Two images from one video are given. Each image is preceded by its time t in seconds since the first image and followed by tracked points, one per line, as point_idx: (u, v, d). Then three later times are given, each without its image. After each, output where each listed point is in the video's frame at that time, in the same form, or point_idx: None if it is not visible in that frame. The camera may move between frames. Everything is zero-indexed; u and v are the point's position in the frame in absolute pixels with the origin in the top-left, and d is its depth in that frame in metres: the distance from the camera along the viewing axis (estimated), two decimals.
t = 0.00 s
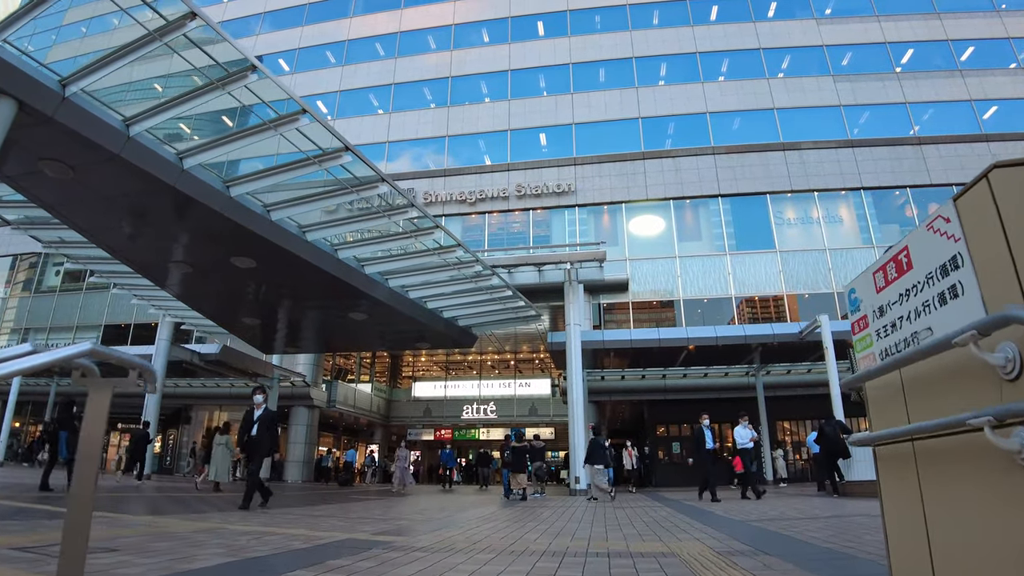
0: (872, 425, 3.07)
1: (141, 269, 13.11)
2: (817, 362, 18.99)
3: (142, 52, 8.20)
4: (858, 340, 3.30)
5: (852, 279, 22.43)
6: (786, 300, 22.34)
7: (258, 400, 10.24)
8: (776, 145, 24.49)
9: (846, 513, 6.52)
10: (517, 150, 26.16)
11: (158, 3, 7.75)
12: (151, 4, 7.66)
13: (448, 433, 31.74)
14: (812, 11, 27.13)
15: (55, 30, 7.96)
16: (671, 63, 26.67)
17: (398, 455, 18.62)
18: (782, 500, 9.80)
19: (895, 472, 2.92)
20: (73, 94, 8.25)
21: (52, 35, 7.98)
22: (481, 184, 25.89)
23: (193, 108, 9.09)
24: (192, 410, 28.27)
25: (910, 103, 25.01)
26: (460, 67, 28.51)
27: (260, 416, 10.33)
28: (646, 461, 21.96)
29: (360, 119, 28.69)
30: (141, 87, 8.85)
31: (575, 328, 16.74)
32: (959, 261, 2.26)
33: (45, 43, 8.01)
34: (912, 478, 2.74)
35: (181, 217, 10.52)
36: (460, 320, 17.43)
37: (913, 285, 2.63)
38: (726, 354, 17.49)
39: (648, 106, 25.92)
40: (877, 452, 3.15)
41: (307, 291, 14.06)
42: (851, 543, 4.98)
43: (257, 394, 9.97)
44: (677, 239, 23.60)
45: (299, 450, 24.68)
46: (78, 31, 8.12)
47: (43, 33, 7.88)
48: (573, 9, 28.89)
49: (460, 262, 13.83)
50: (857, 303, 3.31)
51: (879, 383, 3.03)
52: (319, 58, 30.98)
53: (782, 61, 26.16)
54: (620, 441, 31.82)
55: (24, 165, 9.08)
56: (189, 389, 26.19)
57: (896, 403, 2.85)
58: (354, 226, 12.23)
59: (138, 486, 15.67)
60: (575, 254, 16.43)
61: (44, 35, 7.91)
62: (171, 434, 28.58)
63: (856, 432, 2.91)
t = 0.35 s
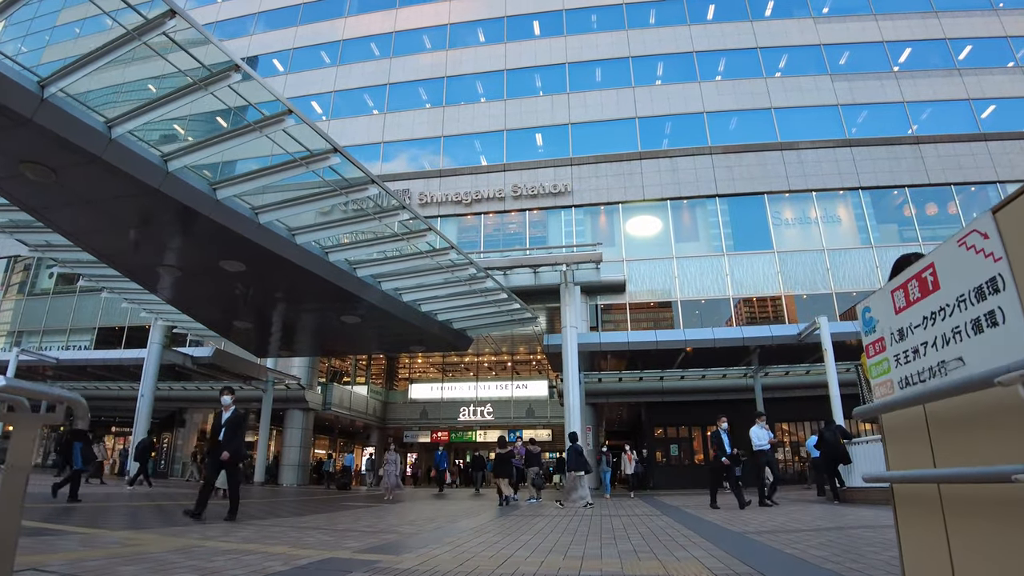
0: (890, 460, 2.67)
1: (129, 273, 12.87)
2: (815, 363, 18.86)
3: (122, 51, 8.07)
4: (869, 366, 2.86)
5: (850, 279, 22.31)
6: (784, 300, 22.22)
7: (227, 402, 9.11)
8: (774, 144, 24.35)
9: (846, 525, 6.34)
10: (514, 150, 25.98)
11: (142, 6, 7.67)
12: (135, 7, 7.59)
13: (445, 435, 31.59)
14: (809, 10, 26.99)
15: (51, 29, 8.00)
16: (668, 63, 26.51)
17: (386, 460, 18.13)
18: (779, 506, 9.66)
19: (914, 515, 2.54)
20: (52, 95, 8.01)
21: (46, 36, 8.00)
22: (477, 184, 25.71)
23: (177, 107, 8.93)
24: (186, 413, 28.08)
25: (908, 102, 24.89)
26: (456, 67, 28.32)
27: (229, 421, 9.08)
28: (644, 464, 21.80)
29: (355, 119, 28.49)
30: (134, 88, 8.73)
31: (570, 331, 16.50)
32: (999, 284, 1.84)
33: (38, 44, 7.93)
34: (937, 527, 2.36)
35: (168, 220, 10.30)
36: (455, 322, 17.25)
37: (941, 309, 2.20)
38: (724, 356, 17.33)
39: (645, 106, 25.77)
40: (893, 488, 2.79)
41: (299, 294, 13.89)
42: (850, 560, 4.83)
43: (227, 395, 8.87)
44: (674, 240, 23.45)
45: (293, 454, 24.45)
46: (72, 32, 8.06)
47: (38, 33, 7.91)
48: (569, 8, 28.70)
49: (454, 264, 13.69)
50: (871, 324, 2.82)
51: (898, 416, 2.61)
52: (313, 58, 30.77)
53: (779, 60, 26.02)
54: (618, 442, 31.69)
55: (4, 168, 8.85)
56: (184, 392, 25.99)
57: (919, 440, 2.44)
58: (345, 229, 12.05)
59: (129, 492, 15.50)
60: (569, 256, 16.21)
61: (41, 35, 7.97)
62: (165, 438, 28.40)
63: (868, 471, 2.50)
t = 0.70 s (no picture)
0: (932, 481, 2.29)
1: (124, 272, 12.73)
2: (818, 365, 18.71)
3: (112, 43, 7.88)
4: (910, 377, 2.29)
5: (853, 279, 22.15)
6: (786, 301, 22.05)
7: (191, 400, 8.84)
8: (777, 144, 24.18)
9: (857, 534, 6.15)
10: (515, 149, 25.81)
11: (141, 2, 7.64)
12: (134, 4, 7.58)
13: (445, 436, 31.44)
14: (813, 9, 26.81)
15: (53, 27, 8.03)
16: (671, 62, 26.32)
17: (382, 463, 17.83)
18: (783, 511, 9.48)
19: (963, 544, 2.18)
20: (41, 88, 7.84)
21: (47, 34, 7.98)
22: (477, 183, 25.54)
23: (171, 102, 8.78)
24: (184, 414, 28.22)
25: (912, 102, 24.71)
26: (457, 65, 28.16)
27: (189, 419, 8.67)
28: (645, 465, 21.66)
29: (355, 118, 28.35)
30: (135, 83, 8.65)
31: (571, 331, 16.28)
32: None
33: (36, 42, 7.76)
34: (993, 558, 1.99)
35: (161, 217, 10.12)
36: (455, 322, 17.10)
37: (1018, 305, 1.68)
38: (727, 357, 17.15)
39: (647, 105, 25.59)
40: (938, 513, 2.36)
41: (296, 293, 13.75)
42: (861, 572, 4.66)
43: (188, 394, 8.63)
44: (676, 239, 23.27)
45: (292, 454, 24.31)
46: (72, 29, 7.94)
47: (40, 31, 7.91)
48: (571, 7, 28.52)
49: (454, 263, 13.53)
50: (911, 329, 2.27)
51: (949, 432, 2.20)
52: (314, 56, 30.63)
53: (782, 59, 25.83)
54: (619, 443, 31.53)
55: None
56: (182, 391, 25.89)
57: (975, 462, 2.06)
58: (343, 227, 11.91)
59: (125, 494, 15.37)
60: (570, 256, 15.99)
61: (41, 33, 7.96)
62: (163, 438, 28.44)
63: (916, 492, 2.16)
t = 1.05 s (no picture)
0: (965, 514, 2.06)
1: (114, 272, 12.53)
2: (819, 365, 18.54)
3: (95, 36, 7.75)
4: (938, 388, 2.12)
5: (853, 279, 21.99)
6: (786, 300, 21.89)
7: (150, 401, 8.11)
8: (777, 143, 24.00)
9: (861, 542, 5.98)
10: (513, 148, 25.63)
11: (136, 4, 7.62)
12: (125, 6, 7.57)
13: (443, 436, 31.27)
14: (813, 7, 26.64)
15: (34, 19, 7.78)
16: (671, 60, 26.14)
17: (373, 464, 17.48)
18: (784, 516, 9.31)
19: None
20: (23, 83, 7.64)
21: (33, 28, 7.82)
22: (476, 182, 25.37)
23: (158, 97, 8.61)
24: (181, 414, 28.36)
25: (914, 101, 24.54)
26: (455, 64, 28.00)
27: (134, 422, 8.03)
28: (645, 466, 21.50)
29: (353, 116, 28.17)
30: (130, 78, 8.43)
31: (569, 331, 16.04)
32: None
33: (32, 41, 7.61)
34: None
35: (149, 215, 9.92)
36: (451, 323, 16.96)
37: None
38: (727, 357, 16.97)
39: (647, 103, 25.40)
40: (971, 551, 2.07)
41: (288, 293, 13.59)
42: None
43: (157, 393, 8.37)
44: (676, 239, 23.09)
45: (290, 456, 24.16)
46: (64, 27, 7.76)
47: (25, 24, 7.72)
48: (570, 5, 28.33)
49: (449, 263, 13.39)
50: (939, 334, 2.11)
51: (979, 456, 2.01)
52: (311, 55, 30.45)
53: (783, 58, 25.65)
54: (619, 443, 31.35)
55: None
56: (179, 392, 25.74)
57: (1012, 493, 1.87)
58: (336, 226, 11.75)
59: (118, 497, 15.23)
60: (567, 255, 15.76)
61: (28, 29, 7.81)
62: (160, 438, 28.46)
63: (940, 525, 2.03)
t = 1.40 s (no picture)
0: None
1: (101, 275, 12.28)
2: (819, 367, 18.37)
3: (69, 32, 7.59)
4: (992, 432, 1.94)
5: (853, 279, 21.84)
6: (785, 301, 21.72)
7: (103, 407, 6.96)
8: (776, 141, 23.81)
9: (863, 556, 5.81)
10: (510, 147, 25.42)
11: (122, 8, 7.57)
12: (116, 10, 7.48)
13: (440, 438, 31.03)
14: (812, 5, 26.46)
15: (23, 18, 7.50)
16: (669, 58, 25.95)
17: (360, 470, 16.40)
18: (784, 523, 9.15)
19: None
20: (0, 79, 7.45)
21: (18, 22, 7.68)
22: (473, 182, 25.16)
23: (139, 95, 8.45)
24: (176, 416, 27.97)
25: (913, 99, 24.37)
26: (452, 63, 27.79)
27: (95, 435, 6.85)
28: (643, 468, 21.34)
29: (349, 116, 27.95)
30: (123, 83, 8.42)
31: (567, 333, 15.88)
32: None
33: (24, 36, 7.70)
34: None
35: (134, 216, 9.69)
36: (447, 325, 16.79)
37: None
38: (726, 359, 16.81)
39: (645, 102, 25.20)
40: None
41: (280, 296, 13.39)
42: None
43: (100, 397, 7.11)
44: (674, 239, 22.90)
45: (285, 459, 23.96)
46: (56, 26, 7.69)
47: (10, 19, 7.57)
48: (567, 3, 28.10)
49: (444, 264, 13.21)
50: (992, 369, 1.91)
51: None
52: (307, 54, 30.23)
53: (782, 56, 25.48)
54: (618, 444, 31.17)
55: None
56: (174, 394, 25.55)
57: None
58: (326, 228, 11.57)
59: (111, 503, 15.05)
60: (565, 257, 15.45)
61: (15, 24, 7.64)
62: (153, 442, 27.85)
63: None
